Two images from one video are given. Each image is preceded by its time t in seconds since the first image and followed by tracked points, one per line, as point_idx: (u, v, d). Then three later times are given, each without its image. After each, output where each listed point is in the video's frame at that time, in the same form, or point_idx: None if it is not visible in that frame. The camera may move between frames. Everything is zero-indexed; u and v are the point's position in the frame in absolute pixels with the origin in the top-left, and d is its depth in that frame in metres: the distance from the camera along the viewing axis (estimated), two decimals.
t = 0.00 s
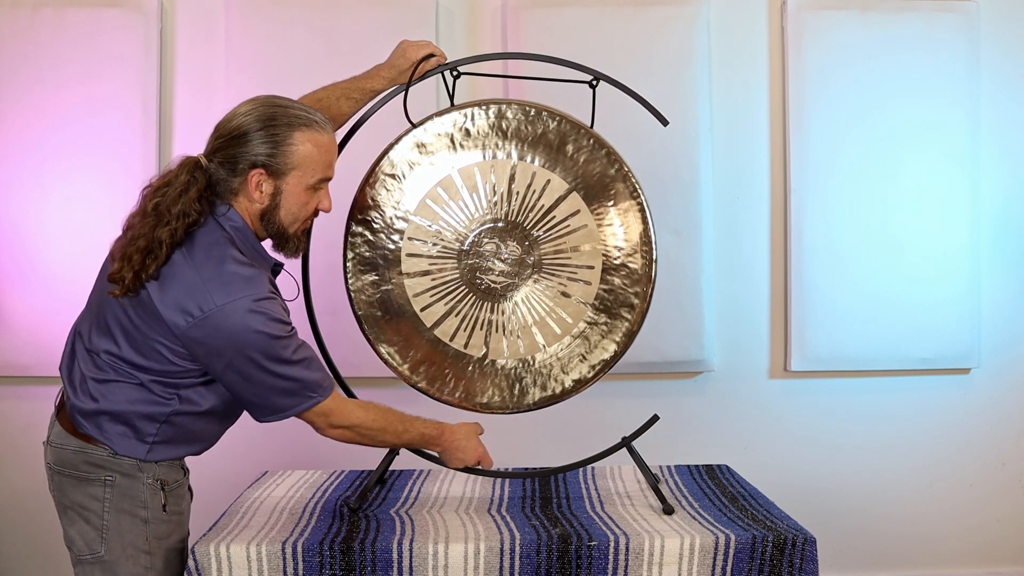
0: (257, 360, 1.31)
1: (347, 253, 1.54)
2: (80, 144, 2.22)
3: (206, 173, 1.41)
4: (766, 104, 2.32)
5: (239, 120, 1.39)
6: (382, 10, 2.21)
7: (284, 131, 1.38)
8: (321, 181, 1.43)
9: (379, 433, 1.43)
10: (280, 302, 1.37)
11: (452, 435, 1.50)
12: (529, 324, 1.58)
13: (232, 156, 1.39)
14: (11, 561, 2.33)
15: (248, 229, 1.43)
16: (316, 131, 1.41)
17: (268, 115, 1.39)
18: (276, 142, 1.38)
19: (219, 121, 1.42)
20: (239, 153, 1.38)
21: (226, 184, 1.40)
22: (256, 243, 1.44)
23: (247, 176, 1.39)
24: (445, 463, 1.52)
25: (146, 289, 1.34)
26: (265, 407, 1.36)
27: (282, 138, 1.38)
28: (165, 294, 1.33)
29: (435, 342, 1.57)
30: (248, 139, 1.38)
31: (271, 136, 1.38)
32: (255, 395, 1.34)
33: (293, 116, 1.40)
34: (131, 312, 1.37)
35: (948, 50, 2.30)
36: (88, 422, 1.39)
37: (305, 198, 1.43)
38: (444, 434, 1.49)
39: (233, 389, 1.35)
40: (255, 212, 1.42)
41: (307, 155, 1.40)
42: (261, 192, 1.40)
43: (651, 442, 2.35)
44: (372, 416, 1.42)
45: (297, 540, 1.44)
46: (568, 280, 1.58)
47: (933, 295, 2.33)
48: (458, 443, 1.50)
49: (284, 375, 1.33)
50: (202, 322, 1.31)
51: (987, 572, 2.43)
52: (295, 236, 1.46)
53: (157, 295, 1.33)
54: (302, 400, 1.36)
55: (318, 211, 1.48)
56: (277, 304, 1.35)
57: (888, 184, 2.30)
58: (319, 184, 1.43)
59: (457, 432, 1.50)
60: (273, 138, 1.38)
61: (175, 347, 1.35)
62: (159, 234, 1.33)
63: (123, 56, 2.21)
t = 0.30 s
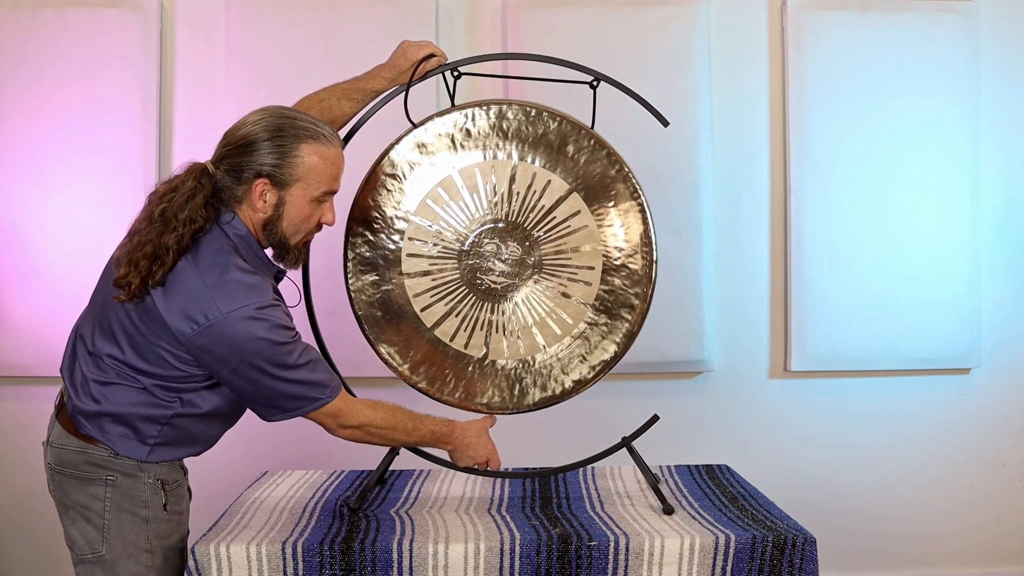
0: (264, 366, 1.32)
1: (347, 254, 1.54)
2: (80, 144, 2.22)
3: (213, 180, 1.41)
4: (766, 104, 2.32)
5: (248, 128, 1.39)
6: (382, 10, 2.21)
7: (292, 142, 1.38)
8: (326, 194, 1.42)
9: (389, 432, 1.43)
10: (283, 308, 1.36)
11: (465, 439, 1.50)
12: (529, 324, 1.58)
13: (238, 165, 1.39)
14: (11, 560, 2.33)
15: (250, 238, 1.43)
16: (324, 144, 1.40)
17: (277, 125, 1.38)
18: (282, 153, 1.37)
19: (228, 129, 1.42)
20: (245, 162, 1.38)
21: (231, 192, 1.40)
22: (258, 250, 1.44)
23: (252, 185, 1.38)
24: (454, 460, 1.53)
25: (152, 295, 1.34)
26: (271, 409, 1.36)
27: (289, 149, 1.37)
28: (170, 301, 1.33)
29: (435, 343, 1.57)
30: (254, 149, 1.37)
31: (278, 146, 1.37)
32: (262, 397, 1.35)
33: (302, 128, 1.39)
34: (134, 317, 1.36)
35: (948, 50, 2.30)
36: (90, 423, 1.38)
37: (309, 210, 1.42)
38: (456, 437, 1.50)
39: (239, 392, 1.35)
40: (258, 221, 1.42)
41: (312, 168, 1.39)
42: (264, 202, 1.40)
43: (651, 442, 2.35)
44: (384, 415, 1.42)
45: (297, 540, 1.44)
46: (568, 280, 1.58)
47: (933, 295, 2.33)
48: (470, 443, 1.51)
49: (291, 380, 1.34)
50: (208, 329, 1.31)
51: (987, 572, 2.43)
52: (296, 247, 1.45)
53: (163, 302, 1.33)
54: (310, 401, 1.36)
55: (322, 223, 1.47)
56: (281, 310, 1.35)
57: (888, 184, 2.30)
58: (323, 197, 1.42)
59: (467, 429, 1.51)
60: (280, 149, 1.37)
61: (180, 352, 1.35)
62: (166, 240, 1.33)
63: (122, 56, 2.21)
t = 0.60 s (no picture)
0: (259, 365, 1.32)
1: (347, 254, 1.53)
2: (80, 144, 2.22)
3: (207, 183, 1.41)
4: (767, 104, 2.32)
5: (239, 129, 1.39)
6: (382, 10, 2.21)
7: (283, 141, 1.38)
8: (321, 190, 1.42)
9: (386, 430, 1.43)
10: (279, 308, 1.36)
11: (463, 441, 1.50)
12: (529, 324, 1.58)
13: (232, 167, 1.39)
14: (11, 561, 2.33)
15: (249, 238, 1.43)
16: (316, 141, 1.40)
17: (268, 125, 1.38)
18: (275, 153, 1.38)
19: (220, 132, 1.42)
20: (239, 163, 1.38)
21: (227, 194, 1.40)
22: (255, 250, 1.43)
23: (247, 186, 1.39)
24: (452, 460, 1.53)
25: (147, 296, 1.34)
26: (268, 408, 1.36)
27: (282, 148, 1.38)
28: (165, 302, 1.33)
29: (435, 342, 1.57)
30: (247, 149, 1.38)
31: (271, 145, 1.37)
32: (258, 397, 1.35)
33: (293, 126, 1.39)
34: (132, 319, 1.36)
35: (948, 49, 2.30)
36: (88, 424, 1.39)
37: (305, 207, 1.42)
38: (453, 438, 1.50)
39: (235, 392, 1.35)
40: (256, 221, 1.42)
41: (306, 165, 1.39)
42: (261, 202, 1.40)
43: (651, 442, 2.35)
44: (381, 414, 1.42)
45: (297, 540, 1.44)
46: (568, 280, 1.58)
47: (933, 295, 2.33)
48: (468, 443, 1.51)
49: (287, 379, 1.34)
50: (203, 329, 1.31)
51: (988, 572, 2.43)
52: (296, 245, 1.46)
53: (158, 303, 1.33)
54: (307, 400, 1.36)
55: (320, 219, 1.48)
56: (276, 310, 1.35)
57: (888, 184, 2.30)
58: (319, 193, 1.43)
59: (465, 428, 1.51)
60: (272, 148, 1.38)
61: (176, 353, 1.35)
62: (160, 242, 1.33)
63: (123, 56, 2.21)
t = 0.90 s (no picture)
0: (272, 330, 1.32)
1: (347, 254, 1.53)
2: (80, 145, 2.22)
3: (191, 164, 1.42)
4: (767, 104, 2.32)
5: (215, 105, 1.42)
6: (382, 10, 2.21)
7: (260, 107, 1.41)
8: (305, 149, 1.45)
9: (409, 379, 1.39)
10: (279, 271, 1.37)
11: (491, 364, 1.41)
12: (529, 324, 1.58)
13: (215, 142, 1.41)
14: (11, 561, 2.33)
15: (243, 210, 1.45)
16: (292, 104, 1.44)
17: (242, 95, 1.41)
18: (255, 120, 1.40)
19: (195, 115, 1.45)
20: (221, 137, 1.40)
21: (214, 170, 1.42)
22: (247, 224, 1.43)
23: (234, 158, 1.41)
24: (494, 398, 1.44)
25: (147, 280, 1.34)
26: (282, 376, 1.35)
27: (260, 114, 1.41)
28: (166, 279, 1.33)
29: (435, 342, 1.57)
30: (227, 122, 1.40)
31: (249, 114, 1.40)
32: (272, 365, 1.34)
33: (266, 92, 1.42)
34: (136, 308, 1.36)
35: (948, 49, 2.30)
36: (99, 419, 1.39)
37: (294, 169, 1.45)
38: (481, 374, 1.41)
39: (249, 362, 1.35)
40: (247, 192, 1.44)
41: (287, 126, 1.42)
42: (249, 171, 1.42)
43: (651, 442, 2.35)
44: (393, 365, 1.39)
45: (296, 540, 1.44)
46: (568, 280, 1.58)
47: (933, 294, 2.33)
48: (492, 369, 1.41)
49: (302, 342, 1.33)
50: (206, 297, 1.31)
51: (988, 573, 2.43)
52: (291, 211, 1.48)
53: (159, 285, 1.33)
54: (324, 359, 1.35)
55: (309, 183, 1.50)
56: (276, 272, 1.36)
57: (888, 183, 2.30)
58: (304, 153, 1.46)
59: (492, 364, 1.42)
60: (251, 116, 1.40)
61: (183, 332, 1.35)
62: (151, 223, 1.33)
63: (123, 56, 2.21)
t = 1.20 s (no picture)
0: (307, 248, 1.32)
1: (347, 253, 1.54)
2: (80, 145, 2.22)
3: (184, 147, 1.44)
4: (767, 105, 2.32)
5: (202, 88, 1.43)
6: (382, 9, 2.21)
7: (247, 84, 1.43)
8: (296, 122, 1.47)
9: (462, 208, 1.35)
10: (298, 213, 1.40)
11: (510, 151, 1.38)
12: (529, 323, 1.58)
13: (206, 122, 1.42)
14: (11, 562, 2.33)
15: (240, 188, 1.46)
16: (278, 79, 1.46)
17: (228, 75, 1.43)
18: (243, 97, 1.42)
19: (183, 101, 1.46)
20: (212, 117, 1.42)
21: (209, 150, 1.43)
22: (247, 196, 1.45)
23: (227, 136, 1.42)
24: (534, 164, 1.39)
25: (168, 259, 1.35)
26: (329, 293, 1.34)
27: (247, 91, 1.42)
28: (189, 250, 1.35)
29: (435, 342, 1.58)
30: (215, 101, 1.42)
31: (236, 92, 1.42)
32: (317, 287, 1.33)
33: (251, 70, 1.44)
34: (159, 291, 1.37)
35: (948, 49, 2.30)
36: (134, 405, 1.39)
37: (286, 143, 1.46)
38: (513, 167, 1.38)
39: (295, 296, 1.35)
40: (243, 169, 1.46)
41: (275, 101, 1.44)
42: (243, 148, 1.44)
43: (652, 442, 2.35)
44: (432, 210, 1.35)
45: (296, 540, 1.43)
46: (568, 279, 1.58)
47: (933, 294, 2.32)
48: (516, 154, 1.38)
49: (338, 247, 1.32)
50: (234, 249, 1.33)
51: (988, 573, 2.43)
52: (285, 186, 1.49)
53: (180, 260, 1.35)
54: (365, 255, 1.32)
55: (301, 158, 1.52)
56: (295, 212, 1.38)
57: (888, 183, 2.30)
58: (295, 127, 1.47)
59: (515, 148, 1.39)
60: (239, 94, 1.42)
61: (210, 304, 1.37)
62: (161, 201, 1.35)
63: (123, 56, 2.21)
